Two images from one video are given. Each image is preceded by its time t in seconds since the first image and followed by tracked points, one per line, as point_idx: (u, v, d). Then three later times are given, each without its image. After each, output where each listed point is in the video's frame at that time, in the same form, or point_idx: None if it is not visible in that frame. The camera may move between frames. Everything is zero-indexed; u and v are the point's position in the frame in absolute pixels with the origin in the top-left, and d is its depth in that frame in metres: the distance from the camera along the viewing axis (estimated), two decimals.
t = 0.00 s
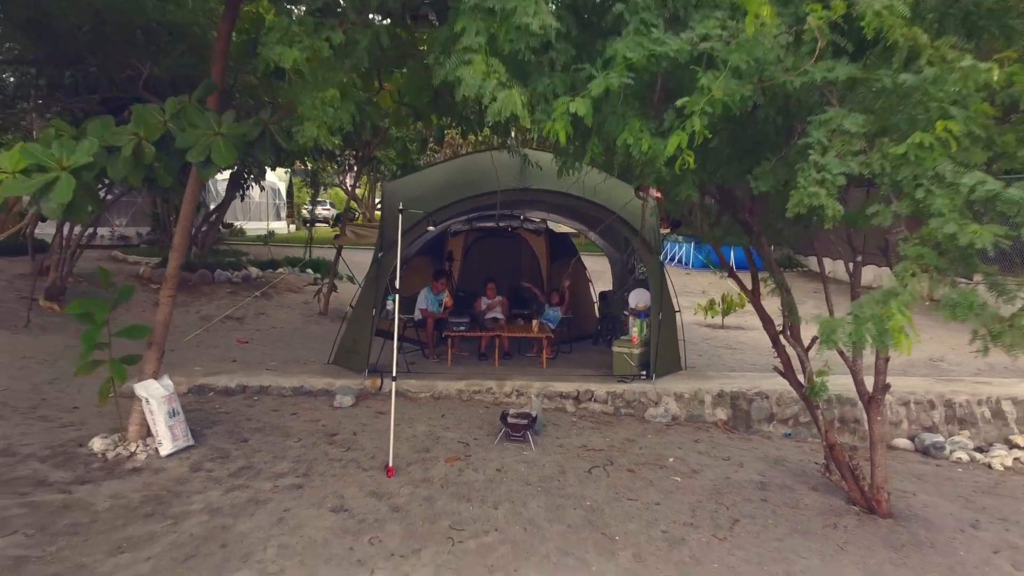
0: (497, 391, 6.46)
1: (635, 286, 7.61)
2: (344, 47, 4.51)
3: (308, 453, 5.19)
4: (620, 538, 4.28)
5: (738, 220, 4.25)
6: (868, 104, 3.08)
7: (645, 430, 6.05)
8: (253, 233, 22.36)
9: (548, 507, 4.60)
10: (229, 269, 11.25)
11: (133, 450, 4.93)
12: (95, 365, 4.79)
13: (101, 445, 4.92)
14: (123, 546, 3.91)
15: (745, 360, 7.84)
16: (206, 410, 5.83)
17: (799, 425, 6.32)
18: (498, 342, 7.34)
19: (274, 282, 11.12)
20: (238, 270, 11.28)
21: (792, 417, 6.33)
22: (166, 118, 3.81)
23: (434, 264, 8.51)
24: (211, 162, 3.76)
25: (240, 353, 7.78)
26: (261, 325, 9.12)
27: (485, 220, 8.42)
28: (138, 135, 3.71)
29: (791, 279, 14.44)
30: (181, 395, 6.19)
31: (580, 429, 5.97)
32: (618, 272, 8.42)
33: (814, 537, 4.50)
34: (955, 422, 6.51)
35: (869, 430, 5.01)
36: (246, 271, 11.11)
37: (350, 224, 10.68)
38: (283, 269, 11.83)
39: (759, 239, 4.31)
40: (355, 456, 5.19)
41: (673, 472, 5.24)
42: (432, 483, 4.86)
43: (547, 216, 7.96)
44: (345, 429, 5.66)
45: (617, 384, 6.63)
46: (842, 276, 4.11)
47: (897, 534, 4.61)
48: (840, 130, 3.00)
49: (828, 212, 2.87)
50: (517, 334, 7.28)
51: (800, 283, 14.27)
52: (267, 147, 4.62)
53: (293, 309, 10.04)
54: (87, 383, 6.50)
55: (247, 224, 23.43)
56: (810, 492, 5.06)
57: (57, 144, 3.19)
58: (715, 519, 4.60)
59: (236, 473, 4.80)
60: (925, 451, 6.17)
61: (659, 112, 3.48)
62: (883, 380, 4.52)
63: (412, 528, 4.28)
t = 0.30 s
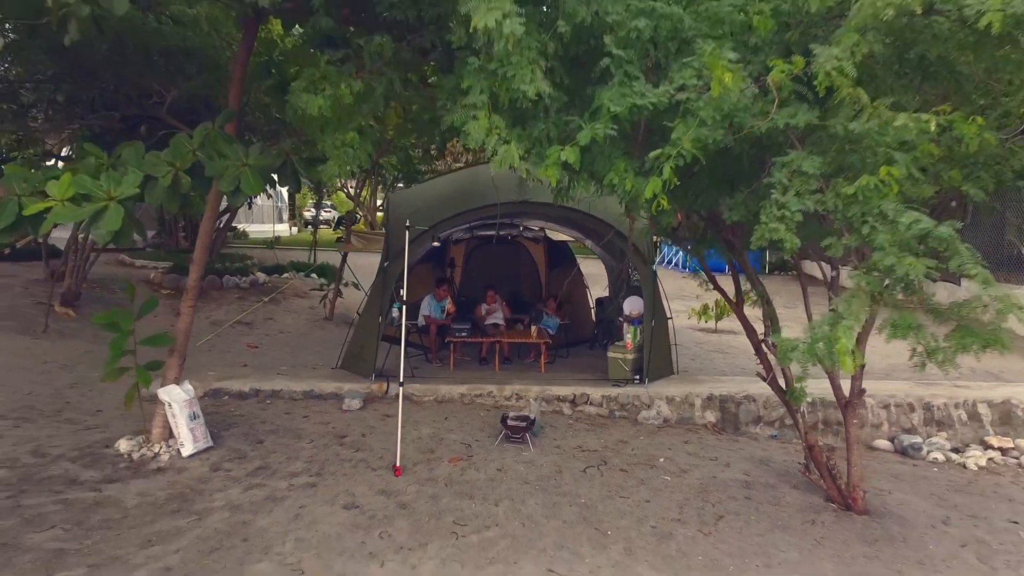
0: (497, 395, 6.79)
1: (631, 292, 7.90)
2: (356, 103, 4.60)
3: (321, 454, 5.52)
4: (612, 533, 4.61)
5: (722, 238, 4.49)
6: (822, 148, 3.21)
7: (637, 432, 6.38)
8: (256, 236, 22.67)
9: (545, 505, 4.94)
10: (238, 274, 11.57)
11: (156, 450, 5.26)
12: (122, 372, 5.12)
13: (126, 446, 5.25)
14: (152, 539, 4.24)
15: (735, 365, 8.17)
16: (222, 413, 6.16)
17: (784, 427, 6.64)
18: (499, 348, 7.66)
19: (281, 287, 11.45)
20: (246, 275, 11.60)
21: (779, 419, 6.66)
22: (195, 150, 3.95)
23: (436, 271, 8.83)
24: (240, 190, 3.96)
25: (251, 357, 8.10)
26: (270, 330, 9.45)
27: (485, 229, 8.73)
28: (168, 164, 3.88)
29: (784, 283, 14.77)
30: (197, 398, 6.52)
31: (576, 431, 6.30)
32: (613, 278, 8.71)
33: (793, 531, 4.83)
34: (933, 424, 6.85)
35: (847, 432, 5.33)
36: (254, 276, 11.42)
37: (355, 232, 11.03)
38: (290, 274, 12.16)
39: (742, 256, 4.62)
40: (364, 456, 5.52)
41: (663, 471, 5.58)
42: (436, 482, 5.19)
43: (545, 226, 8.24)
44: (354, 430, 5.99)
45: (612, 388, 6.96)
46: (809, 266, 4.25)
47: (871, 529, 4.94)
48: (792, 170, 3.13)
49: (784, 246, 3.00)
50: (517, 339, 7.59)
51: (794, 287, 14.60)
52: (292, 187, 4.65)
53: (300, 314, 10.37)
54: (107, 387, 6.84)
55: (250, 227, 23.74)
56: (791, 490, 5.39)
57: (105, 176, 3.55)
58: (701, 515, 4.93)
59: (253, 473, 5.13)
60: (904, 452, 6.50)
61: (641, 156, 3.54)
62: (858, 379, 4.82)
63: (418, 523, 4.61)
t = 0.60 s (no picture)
0: (498, 398, 7.13)
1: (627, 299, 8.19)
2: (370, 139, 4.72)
3: (332, 455, 5.86)
4: (605, 529, 4.95)
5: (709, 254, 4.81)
6: (790, 182, 3.31)
7: (631, 434, 6.71)
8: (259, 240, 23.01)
9: (543, 503, 5.27)
10: (246, 280, 11.91)
11: (178, 452, 5.60)
12: (147, 378, 5.46)
13: (150, 448, 5.59)
14: (179, 534, 4.58)
15: (727, 369, 8.49)
16: (237, 416, 6.50)
17: (771, 429, 6.98)
18: (500, 353, 7.97)
19: (288, 293, 11.79)
20: (253, 281, 11.94)
21: (766, 422, 7.01)
22: (223, 175, 4.29)
23: (439, 279, 9.15)
24: (263, 214, 4.26)
25: (262, 362, 8.44)
26: (278, 335, 9.79)
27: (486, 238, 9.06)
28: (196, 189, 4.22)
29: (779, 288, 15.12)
30: (213, 402, 6.86)
31: (573, 433, 6.64)
32: (611, 286, 9.00)
33: (774, 527, 5.16)
34: (914, 426, 7.18)
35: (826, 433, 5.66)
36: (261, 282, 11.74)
37: (360, 239, 11.39)
38: (296, 279, 12.50)
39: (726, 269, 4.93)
40: (373, 457, 5.86)
41: (655, 471, 5.91)
42: (441, 481, 5.53)
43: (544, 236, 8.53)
44: (362, 433, 6.33)
45: (607, 392, 7.29)
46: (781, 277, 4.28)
47: (849, 526, 5.28)
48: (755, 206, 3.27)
49: (751, 272, 3.13)
50: (517, 345, 7.91)
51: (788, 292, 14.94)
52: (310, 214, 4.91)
53: (307, 319, 10.70)
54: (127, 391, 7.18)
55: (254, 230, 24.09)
56: (774, 489, 5.73)
57: (145, 204, 3.90)
58: (689, 512, 5.27)
59: (269, 473, 5.47)
60: (885, 453, 6.84)
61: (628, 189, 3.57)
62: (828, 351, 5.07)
63: (425, 520, 4.95)
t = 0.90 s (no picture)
0: (499, 402, 7.46)
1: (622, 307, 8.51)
2: (384, 171, 4.71)
3: (342, 456, 6.20)
4: (600, 525, 5.29)
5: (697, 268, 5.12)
6: (763, 211, 3.57)
7: (626, 436, 7.05)
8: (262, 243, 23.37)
9: (541, 501, 5.61)
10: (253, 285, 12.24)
11: (198, 453, 5.94)
12: (169, 384, 5.80)
13: (171, 449, 5.93)
14: (202, 530, 4.92)
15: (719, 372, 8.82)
16: (251, 419, 6.84)
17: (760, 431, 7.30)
18: (500, 358, 8.30)
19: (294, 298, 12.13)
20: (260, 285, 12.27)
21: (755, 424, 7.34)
22: (244, 197, 4.64)
23: (442, 285, 9.48)
24: (283, 235, 4.62)
25: (272, 366, 8.77)
26: (286, 339, 10.12)
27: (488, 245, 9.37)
28: (220, 209, 4.59)
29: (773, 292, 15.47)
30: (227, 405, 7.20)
31: (570, 435, 6.98)
32: (607, 293, 9.30)
33: (759, 524, 5.50)
34: (896, 428, 7.52)
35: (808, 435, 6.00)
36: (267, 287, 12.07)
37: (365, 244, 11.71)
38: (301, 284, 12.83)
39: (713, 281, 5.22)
40: (381, 458, 6.20)
41: (647, 471, 6.25)
42: (445, 480, 5.86)
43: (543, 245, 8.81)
44: (370, 435, 6.67)
45: (603, 396, 7.63)
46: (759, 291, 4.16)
47: (829, 522, 5.62)
48: (733, 236, 3.53)
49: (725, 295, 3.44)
50: (517, 351, 8.23)
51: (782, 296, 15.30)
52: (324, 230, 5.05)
53: (313, 324, 11.03)
54: (144, 395, 7.52)
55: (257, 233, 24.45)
56: (760, 488, 6.07)
57: (176, 226, 4.26)
58: (678, 510, 5.60)
59: (283, 473, 5.81)
60: (867, 453, 7.18)
61: (618, 210, 3.75)
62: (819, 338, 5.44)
63: (431, 517, 5.29)
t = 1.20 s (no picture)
0: (499, 405, 7.80)
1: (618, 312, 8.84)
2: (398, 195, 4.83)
3: (351, 457, 6.54)
4: (594, 522, 5.63)
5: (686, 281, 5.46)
6: (740, 234, 3.91)
7: (621, 438, 7.39)
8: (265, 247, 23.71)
9: (539, 499, 5.95)
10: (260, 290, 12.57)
11: (214, 454, 6.28)
12: (188, 388, 6.13)
13: (189, 450, 6.27)
14: (222, 526, 5.26)
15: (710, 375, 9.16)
16: (263, 421, 7.19)
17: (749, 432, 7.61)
18: (500, 362, 8.62)
19: (300, 303, 12.47)
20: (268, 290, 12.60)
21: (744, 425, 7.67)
22: (262, 215, 4.96)
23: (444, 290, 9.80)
24: (298, 251, 4.95)
25: (281, 371, 9.10)
26: (293, 344, 10.46)
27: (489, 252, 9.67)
28: (240, 227, 4.92)
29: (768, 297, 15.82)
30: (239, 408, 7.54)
31: (567, 436, 7.32)
32: (603, 298, 9.61)
33: (744, 521, 5.84)
34: (879, 430, 7.87)
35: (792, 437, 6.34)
36: (274, 292, 12.41)
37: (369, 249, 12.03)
38: (307, 289, 13.18)
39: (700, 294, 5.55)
40: (387, 458, 6.55)
41: (640, 471, 6.59)
42: (448, 480, 6.21)
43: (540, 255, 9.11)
44: (377, 437, 7.01)
45: (599, 399, 7.96)
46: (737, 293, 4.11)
47: (810, 519, 5.96)
48: (711, 257, 3.87)
49: (705, 311, 3.79)
50: (516, 356, 8.55)
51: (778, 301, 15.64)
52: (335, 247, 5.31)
53: (319, 328, 11.37)
54: (160, 398, 7.87)
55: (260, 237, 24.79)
56: (746, 487, 6.41)
57: (201, 244, 4.60)
58: (668, 508, 5.95)
59: (296, 473, 6.16)
60: (850, 454, 7.53)
61: (608, 236, 4.06)
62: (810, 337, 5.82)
63: (435, 514, 5.63)
